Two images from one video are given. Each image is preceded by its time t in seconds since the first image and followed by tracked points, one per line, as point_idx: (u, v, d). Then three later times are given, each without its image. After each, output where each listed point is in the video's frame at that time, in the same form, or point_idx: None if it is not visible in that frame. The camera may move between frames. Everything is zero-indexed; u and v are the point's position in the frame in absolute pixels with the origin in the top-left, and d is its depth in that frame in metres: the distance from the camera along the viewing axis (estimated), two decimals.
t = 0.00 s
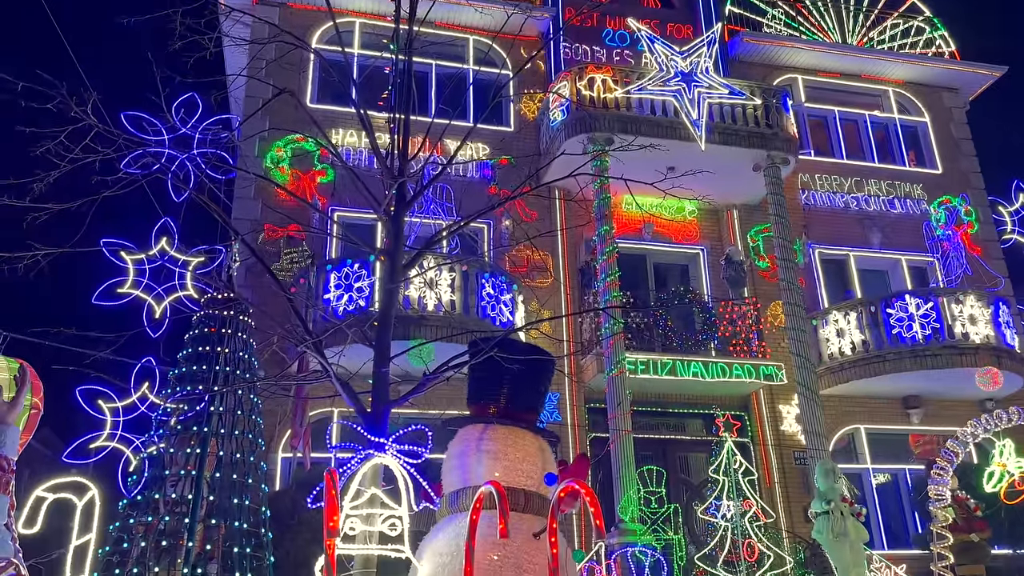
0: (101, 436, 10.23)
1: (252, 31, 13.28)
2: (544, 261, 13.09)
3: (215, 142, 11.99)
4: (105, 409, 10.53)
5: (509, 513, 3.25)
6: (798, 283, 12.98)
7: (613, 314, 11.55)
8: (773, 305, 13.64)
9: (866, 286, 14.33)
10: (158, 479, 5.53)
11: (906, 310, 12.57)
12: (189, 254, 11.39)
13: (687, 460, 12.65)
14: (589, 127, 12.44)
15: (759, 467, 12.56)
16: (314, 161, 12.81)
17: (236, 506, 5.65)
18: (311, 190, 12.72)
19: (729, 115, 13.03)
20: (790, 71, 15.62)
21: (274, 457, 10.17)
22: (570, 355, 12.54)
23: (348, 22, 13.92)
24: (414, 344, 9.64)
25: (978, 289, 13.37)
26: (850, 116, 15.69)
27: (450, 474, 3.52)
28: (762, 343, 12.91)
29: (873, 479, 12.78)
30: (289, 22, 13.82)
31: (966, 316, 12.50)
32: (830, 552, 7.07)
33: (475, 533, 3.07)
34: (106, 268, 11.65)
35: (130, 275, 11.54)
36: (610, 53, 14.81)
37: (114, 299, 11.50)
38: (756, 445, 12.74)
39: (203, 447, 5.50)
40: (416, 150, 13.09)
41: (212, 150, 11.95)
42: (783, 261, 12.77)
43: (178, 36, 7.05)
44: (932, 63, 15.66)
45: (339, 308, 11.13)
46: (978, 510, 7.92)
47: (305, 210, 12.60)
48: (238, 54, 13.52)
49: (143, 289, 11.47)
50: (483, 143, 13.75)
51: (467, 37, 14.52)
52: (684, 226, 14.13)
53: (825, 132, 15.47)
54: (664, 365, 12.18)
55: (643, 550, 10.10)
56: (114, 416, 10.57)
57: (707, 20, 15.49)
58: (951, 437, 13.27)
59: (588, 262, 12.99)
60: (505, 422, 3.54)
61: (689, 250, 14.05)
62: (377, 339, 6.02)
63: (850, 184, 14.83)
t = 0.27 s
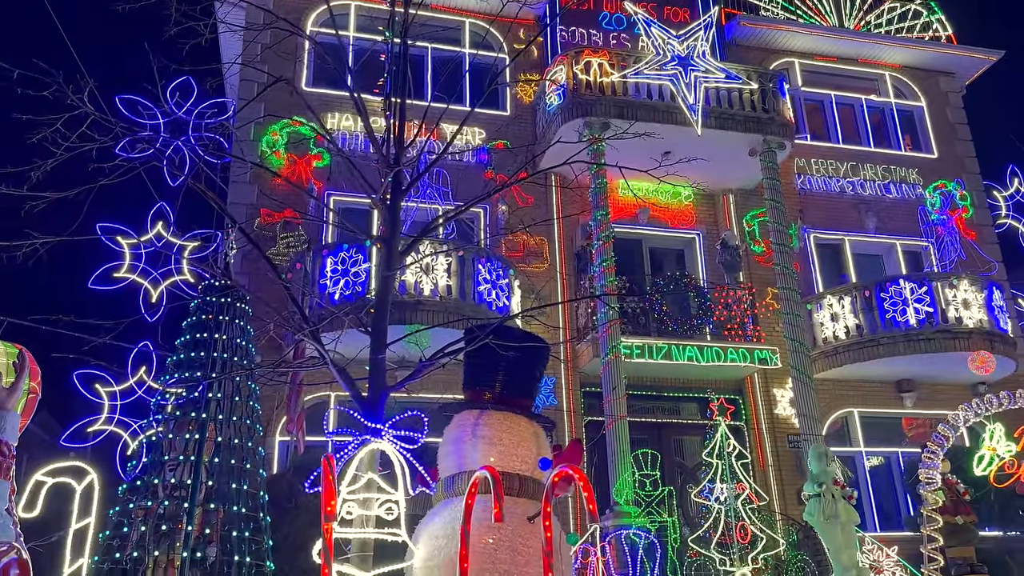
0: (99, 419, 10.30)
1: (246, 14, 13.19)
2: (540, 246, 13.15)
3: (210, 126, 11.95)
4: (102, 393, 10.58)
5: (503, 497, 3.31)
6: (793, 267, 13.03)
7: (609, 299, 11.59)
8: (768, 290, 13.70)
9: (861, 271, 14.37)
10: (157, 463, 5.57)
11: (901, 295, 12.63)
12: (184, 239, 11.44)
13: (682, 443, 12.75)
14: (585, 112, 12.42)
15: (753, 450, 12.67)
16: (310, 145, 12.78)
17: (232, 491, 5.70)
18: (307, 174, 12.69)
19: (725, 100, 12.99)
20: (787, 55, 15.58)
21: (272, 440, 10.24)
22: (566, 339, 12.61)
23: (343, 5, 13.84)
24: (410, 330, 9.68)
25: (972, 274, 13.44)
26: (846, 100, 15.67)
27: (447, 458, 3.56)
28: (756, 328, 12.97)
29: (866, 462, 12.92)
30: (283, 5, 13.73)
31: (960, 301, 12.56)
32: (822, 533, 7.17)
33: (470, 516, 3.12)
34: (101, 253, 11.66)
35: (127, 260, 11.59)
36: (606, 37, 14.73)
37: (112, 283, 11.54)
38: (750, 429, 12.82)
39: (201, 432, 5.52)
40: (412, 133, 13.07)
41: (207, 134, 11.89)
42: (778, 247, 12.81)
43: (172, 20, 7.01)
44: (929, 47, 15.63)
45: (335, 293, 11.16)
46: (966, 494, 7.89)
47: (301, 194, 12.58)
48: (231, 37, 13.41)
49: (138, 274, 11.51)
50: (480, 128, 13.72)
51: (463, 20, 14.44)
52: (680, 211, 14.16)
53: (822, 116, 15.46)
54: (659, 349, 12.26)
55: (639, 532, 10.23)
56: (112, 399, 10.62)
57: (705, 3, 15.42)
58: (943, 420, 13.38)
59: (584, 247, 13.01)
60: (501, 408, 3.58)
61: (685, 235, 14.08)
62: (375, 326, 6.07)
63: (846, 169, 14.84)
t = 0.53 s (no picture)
0: (91, 414, 10.32)
1: (238, 9, 13.18)
2: (532, 240, 13.21)
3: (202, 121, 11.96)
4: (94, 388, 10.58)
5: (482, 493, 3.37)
6: (783, 262, 13.13)
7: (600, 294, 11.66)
8: (758, 284, 13.77)
9: (851, 264, 14.45)
10: (143, 459, 5.60)
11: (890, 289, 12.72)
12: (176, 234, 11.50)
13: (673, 437, 12.85)
14: (577, 107, 12.47)
15: (743, 443, 12.75)
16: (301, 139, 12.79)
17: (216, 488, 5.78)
18: (299, 168, 12.68)
19: (717, 95, 13.01)
20: (779, 49, 15.61)
21: (264, 434, 10.28)
22: (558, 333, 12.67)
23: None
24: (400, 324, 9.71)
25: (962, 268, 13.52)
26: (838, 95, 15.72)
27: (429, 456, 3.61)
28: (747, 322, 13.06)
29: (856, 454, 13.03)
30: None
31: (949, 295, 12.64)
32: (806, 526, 7.26)
33: (451, 512, 3.18)
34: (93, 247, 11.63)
35: (119, 254, 11.57)
36: (599, 31, 14.74)
37: (103, 278, 11.54)
38: (740, 423, 12.91)
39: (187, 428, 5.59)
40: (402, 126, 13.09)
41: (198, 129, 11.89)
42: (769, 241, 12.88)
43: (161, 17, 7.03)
44: (920, 42, 15.69)
45: (327, 288, 11.19)
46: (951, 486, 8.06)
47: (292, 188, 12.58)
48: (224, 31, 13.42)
49: (131, 268, 11.44)
50: (472, 122, 13.76)
51: (455, 14, 14.45)
52: (672, 205, 14.20)
53: (814, 110, 15.50)
54: (650, 344, 12.31)
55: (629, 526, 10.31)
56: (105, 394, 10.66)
57: None
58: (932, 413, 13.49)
59: (575, 242, 13.06)
60: (483, 407, 3.64)
61: (677, 230, 14.14)
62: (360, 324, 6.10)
63: (838, 163, 14.88)
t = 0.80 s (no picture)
0: (84, 412, 10.37)
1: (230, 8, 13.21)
2: (524, 239, 13.27)
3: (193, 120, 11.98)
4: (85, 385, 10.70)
5: (456, 490, 3.42)
6: (772, 260, 13.23)
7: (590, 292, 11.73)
8: (749, 283, 13.85)
9: (841, 263, 14.53)
10: (128, 459, 5.64)
11: (879, 287, 12.80)
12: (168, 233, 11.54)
13: (664, 434, 12.93)
14: (568, 106, 12.53)
15: (733, 441, 12.82)
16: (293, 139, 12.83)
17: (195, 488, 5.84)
18: (290, 167, 12.73)
19: (707, 94, 13.06)
20: (770, 48, 15.67)
21: (255, 433, 10.33)
22: (549, 331, 12.73)
23: None
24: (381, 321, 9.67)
25: (951, 267, 13.59)
26: (829, 94, 15.78)
27: (407, 455, 3.67)
28: (737, 320, 13.13)
29: (845, 451, 13.11)
30: None
31: (937, 293, 12.72)
32: (789, 522, 7.33)
33: (426, 511, 3.24)
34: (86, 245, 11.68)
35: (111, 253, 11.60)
36: (592, 30, 14.79)
37: (95, 277, 11.57)
38: (730, 421, 12.99)
39: (169, 429, 5.61)
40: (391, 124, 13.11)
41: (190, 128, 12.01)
42: (759, 240, 12.94)
43: (149, 18, 7.07)
44: (911, 41, 15.77)
45: (318, 286, 11.23)
46: (936, 483, 8.14)
47: (284, 187, 12.63)
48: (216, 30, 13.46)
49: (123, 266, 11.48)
50: (464, 121, 13.80)
51: (448, 13, 14.49)
52: (663, 204, 14.27)
53: (805, 109, 15.55)
54: (641, 342, 12.35)
55: (617, 525, 10.37)
56: (96, 392, 10.70)
57: None
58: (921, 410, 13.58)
59: (567, 241, 13.11)
60: (460, 407, 3.68)
61: (668, 229, 14.21)
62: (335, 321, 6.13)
63: (828, 162, 14.94)
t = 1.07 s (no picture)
0: (74, 413, 10.43)
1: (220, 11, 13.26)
2: (515, 239, 13.36)
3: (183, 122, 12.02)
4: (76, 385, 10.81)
5: (427, 492, 3.48)
6: (760, 261, 13.34)
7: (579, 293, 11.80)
8: (737, 284, 13.95)
9: (830, 263, 14.62)
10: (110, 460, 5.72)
11: (866, 288, 12.90)
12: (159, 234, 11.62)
13: (653, 433, 13.03)
14: (558, 108, 12.59)
15: (721, 441, 12.93)
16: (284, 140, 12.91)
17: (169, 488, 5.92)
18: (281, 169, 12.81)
19: (696, 96, 13.15)
20: (760, 50, 15.76)
21: (245, 433, 10.40)
22: (538, 331, 12.81)
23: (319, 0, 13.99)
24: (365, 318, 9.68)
25: (938, 268, 13.69)
26: (818, 96, 15.87)
27: (383, 457, 3.73)
28: (725, 321, 13.22)
29: (833, 451, 13.21)
30: None
31: (924, 294, 12.82)
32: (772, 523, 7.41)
33: (396, 514, 3.30)
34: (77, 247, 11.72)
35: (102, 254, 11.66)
36: (582, 32, 14.87)
37: (86, 278, 11.62)
38: (719, 421, 13.08)
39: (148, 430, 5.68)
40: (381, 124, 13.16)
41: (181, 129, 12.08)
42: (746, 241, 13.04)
43: (135, 23, 7.12)
44: (900, 43, 15.86)
45: (307, 287, 11.29)
46: (915, 483, 8.21)
47: (275, 188, 12.69)
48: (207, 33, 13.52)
49: (115, 268, 11.53)
50: (455, 122, 13.86)
51: (439, 15, 14.57)
52: (653, 205, 14.36)
53: (794, 111, 15.65)
54: (630, 343, 12.42)
55: (603, 525, 10.45)
56: (87, 394, 10.76)
57: None
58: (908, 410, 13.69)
59: (556, 242, 13.17)
60: (434, 411, 3.73)
61: (658, 229, 14.29)
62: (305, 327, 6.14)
63: (817, 163, 15.02)
